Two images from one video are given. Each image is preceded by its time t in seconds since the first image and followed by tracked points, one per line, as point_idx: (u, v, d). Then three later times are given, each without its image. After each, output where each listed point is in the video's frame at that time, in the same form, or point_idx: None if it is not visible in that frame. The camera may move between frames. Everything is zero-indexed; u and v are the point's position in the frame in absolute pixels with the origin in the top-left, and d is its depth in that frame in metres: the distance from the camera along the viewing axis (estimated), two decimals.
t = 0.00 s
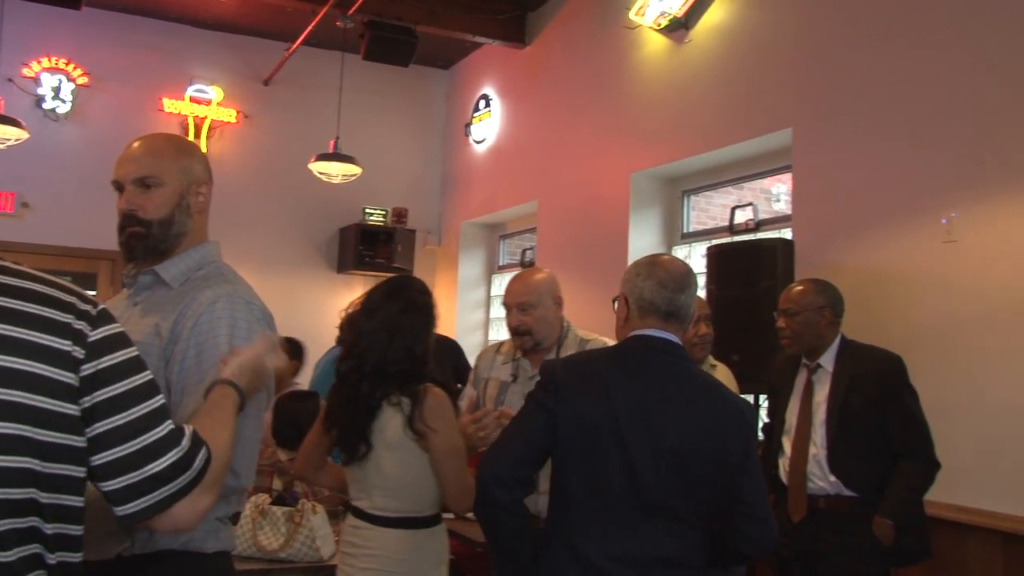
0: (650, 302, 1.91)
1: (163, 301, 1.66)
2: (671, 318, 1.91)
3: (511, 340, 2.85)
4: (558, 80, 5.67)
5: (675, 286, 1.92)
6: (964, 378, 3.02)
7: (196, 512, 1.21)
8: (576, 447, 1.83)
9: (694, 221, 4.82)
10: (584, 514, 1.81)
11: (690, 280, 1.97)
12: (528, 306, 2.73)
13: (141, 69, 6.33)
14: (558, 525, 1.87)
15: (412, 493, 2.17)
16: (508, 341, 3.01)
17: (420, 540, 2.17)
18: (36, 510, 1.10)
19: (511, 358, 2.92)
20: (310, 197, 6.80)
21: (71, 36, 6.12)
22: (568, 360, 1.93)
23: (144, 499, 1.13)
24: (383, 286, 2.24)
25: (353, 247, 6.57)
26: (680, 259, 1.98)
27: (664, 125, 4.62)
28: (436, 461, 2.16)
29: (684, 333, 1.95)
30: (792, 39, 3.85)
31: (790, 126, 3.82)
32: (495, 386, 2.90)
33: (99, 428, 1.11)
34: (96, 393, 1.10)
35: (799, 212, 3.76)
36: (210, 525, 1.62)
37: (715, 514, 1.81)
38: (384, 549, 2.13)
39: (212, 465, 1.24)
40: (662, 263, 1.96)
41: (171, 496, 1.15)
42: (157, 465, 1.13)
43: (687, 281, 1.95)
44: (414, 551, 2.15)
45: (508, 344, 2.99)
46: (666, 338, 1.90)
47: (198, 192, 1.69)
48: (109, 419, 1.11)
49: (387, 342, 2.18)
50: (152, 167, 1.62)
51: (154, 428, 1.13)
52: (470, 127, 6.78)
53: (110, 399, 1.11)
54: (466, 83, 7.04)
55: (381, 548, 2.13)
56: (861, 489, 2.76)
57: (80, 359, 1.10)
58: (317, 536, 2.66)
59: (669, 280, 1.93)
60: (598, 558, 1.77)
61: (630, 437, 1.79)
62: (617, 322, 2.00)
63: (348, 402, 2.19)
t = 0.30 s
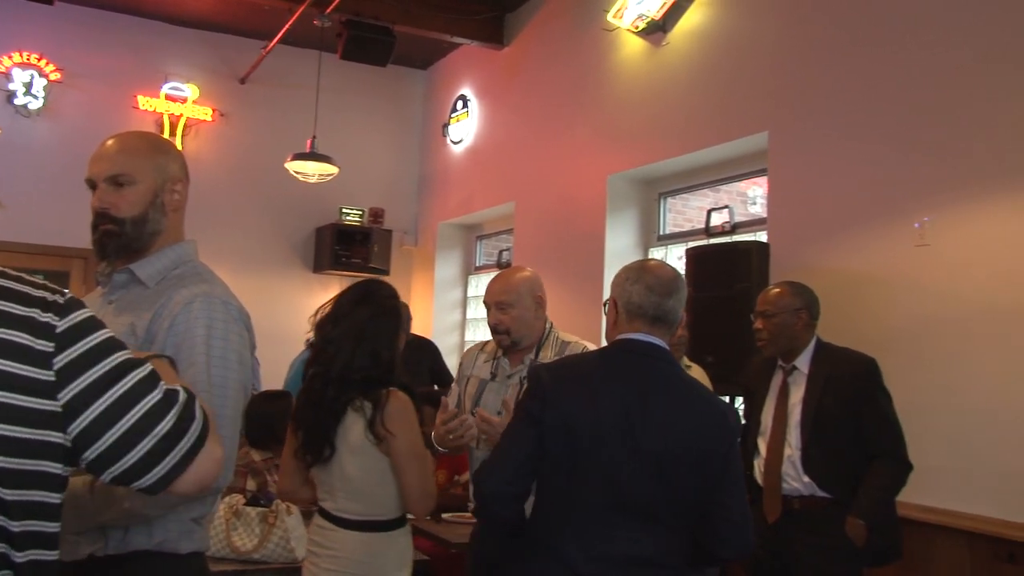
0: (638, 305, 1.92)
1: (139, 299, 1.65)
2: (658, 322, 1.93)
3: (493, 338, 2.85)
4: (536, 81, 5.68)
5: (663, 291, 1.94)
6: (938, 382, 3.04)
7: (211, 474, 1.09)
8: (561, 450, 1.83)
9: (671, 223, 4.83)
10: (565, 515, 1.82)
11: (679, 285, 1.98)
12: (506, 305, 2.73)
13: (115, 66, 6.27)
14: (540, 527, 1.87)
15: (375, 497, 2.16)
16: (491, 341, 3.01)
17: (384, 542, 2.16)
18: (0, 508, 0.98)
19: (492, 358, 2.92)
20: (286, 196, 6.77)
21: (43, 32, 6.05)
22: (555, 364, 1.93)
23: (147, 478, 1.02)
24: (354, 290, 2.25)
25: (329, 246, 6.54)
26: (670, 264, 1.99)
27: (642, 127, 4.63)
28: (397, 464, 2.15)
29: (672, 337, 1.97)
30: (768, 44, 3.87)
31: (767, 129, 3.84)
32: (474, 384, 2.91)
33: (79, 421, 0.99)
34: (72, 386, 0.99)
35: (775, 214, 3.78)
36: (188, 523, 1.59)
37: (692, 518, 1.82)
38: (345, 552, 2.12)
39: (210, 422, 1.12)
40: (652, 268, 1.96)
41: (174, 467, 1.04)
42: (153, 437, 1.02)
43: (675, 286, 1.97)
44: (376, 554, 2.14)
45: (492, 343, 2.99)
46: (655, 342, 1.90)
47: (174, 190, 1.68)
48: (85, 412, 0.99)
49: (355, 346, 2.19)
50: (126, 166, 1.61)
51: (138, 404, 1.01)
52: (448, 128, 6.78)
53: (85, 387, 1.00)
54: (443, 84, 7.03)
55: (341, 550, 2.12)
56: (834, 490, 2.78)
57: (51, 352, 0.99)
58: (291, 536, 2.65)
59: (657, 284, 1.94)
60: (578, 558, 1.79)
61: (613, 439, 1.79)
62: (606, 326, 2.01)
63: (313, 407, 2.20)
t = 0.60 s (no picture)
0: (615, 298, 1.93)
1: (118, 291, 1.63)
2: (634, 315, 1.93)
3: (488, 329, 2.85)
4: (517, 73, 5.67)
5: (638, 284, 1.94)
6: (915, 373, 3.07)
7: (185, 470, 1.08)
8: (536, 445, 1.84)
9: (652, 216, 4.84)
10: (541, 509, 1.83)
11: (656, 280, 1.99)
12: (501, 296, 2.73)
13: (92, 56, 6.22)
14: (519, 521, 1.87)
15: (352, 490, 2.16)
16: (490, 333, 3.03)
17: (362, 535, 2.16)
18: None
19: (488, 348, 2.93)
20: (265, 189, 6.73)
21: (18, 22, 5.97)
22: (532, 359, 1.92)
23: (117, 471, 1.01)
24: (334, 283, 2.24)
25: (309, 239, 6.52)
26: (647, 259, 2.00)
27: (622, 119, 4.64)
28: (375, 457, 2.15)
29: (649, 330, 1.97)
30: (748, 37, 3.89)
31: (747, 122, 3.86)
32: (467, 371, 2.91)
33: (52, 413, 0.99)
34: (45, 378, 0.99)
35: (755, 206, 3.79)
36: (166, 518, 1.58)
37: (667, 512, 1.84)
38: (322, 545, 2.12)
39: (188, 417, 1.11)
40: (628, 262, 1.98)
41: (152, 457, 1.03)
42: (129, 427, 1.01)
43: (651, 280, 1.97)
44: (355, 547, 2.14)
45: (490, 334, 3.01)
46: (630, 337, 1.90)
47: (152, 181, 1.66)
48: (59, 404, 0.99)
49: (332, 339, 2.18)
50: (102, 158, 1.60)
51: (114, 394, 1.01)
52: (428, 120, 6.76)
53: (59, 378, 0.99)
54: (424, 77, 7.01)
55: (319, 543, 2.13)
56: (814, 479, 2.80)
57: (23, 344, 0.99)
58: (272, 529, 2.64)
59: (633, 278, 1.95)
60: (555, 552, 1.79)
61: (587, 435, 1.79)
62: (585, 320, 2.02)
63: (293, 398, 2.19)
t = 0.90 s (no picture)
0: (557, 288, 1.93)
1: (92, 281, 1.61)
2: (579, 306, 1.92)
3: (471, 321, 2.83)
4: (497, 65, 5.66)
5: (581, 274, 1.93)
6: (890, 368, 3.09)
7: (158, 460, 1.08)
8: (495, 440, 1.85)
9: (631, 209, 4.85)
10: (506, 502, 1.84)
11: (600, 269, 1.97)
12: (485, 289, 2.73)
13: (68, 44, 6.15)
14: (488, 515, 1.88)
15: (329, 482, 2.15)
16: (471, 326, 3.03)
17: (339, 527, 2.16)
18: None
19: (471, 340, 2.93)
20: (243, 180, 6.69)
21: None
22: (489, 357, 1.93)
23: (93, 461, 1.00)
24: (314, 277, 2.22)
25: (287, 230, 6.49)
26: (589, 248, 1.98)
27: (602, 112, 4.64)
28: (352, 451, 2.14)
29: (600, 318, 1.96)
30: (728, 31, 3.90)
31: (725, 116, 3.87)
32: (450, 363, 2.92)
33: (24, 404, 0.96)
34: (18, 368, 0.96)
35: (733, 201, 3.81)
36: (140, 510, 1.57)
37: (631, 495, 1.84)
38: (300, 536, 2.13)
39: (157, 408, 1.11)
40: (569, 253, 1.96)
41: (126, 449, 1.03)
42: (103, 418, 1.00)
43: (593, 270, 1.95)
44: (331, 539, 2.14)
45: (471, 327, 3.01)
46: (579, 327, 1.89)
47: (127, 169, 1.64)
48: (31, 395, 0.96)
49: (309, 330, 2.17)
50: (75, 145, 1.58)
51: (88, 384, 1.00)
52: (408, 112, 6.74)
53: (33, 368, 0.97)
54: (404, 68, 6.98)
55: (297, 535, 2.13)
56: (789, 473, 2.82)
57: None
58: (247, 522, 2.63)
59: (575, 269, 1.94)
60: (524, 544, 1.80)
61: (540, 427, 1.79)
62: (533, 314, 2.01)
63: (272, 391, 2.19)
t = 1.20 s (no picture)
0: (512, 291, 1.93)
1: (67, 279, 1.60)
2: (537, 307, 1.92)
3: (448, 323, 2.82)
4: (477, 65, 5.66)
5: (536, 276, 1.93)
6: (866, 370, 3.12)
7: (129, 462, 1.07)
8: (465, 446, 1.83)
9: (610, 210, 4.86)
10: (479, 506, 1.83)
11: (556, 270, 1.98)
12: (461, 292, 2.72)
13: (45, 40, 6.09)
14: (460, 521, 1.86)
15: (306, 484, 2.14)
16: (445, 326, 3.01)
17: (317, 530, 2.15)
18: None
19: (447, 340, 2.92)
20: (222, 179, 6.66)
21: None
22: (450, 362, 1.91)
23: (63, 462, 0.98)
24: (290, 278, 2.22)
25: (266, 229, 6.46)
26: (544, 250, 1.98)
27: (582, 113, 4.65)
28: (330, 452, 2.13)
29: (558, 317, 1.98)
30: (708, 34, 3.92)
31: (704, 119, 3.89)
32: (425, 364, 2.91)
33: None
34: None
35: (712, 203, 3.82)
36: (115, 512, 1.56)
37: (603, 491, 1.86)
38: (277, 538, 2.11)
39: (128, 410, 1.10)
40: (524, 256, 1.96)
41: (98, 449, 1.01)
42: (74, 420, 0.98)
43: (548, 271, 1.96)
44: (308, 541, 2.13)
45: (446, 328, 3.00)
46: (537, 326, 1.90)
47: (103, 167, 1.63)
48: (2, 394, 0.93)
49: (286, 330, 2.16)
50: (49, 141, 1.56)
51: (59, 386, 0.97)
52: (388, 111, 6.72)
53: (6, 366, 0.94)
54: (384, 67, 6.97)
55: (273, 536, 2.12)
56: (765, 475, 2.84)
57: None
58: (223, 522, 2.61)
59: (530, 271, 1.94)
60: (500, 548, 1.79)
61: (512, 428, 1.79)
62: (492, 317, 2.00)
63: (248, 392, 2.17)
